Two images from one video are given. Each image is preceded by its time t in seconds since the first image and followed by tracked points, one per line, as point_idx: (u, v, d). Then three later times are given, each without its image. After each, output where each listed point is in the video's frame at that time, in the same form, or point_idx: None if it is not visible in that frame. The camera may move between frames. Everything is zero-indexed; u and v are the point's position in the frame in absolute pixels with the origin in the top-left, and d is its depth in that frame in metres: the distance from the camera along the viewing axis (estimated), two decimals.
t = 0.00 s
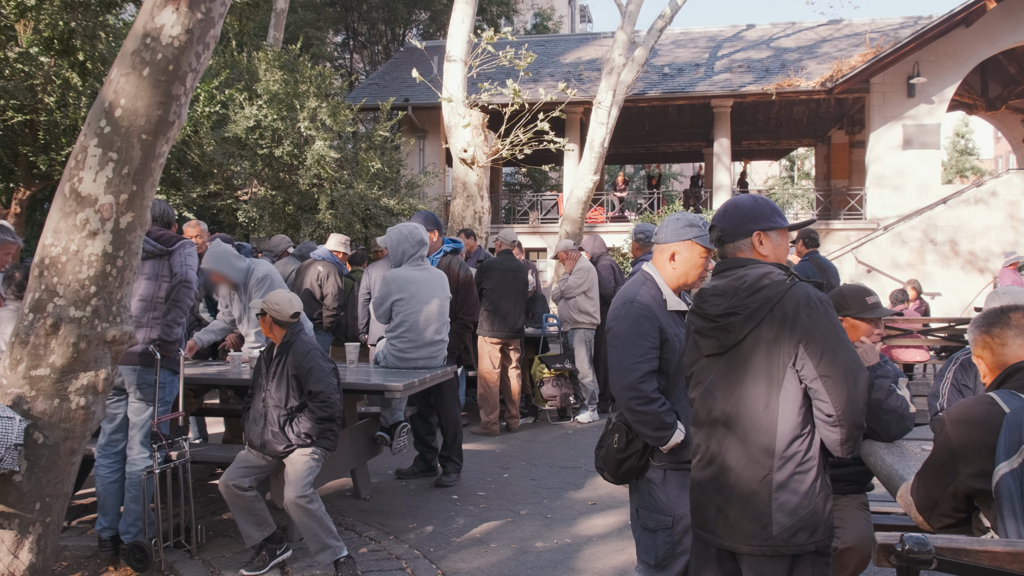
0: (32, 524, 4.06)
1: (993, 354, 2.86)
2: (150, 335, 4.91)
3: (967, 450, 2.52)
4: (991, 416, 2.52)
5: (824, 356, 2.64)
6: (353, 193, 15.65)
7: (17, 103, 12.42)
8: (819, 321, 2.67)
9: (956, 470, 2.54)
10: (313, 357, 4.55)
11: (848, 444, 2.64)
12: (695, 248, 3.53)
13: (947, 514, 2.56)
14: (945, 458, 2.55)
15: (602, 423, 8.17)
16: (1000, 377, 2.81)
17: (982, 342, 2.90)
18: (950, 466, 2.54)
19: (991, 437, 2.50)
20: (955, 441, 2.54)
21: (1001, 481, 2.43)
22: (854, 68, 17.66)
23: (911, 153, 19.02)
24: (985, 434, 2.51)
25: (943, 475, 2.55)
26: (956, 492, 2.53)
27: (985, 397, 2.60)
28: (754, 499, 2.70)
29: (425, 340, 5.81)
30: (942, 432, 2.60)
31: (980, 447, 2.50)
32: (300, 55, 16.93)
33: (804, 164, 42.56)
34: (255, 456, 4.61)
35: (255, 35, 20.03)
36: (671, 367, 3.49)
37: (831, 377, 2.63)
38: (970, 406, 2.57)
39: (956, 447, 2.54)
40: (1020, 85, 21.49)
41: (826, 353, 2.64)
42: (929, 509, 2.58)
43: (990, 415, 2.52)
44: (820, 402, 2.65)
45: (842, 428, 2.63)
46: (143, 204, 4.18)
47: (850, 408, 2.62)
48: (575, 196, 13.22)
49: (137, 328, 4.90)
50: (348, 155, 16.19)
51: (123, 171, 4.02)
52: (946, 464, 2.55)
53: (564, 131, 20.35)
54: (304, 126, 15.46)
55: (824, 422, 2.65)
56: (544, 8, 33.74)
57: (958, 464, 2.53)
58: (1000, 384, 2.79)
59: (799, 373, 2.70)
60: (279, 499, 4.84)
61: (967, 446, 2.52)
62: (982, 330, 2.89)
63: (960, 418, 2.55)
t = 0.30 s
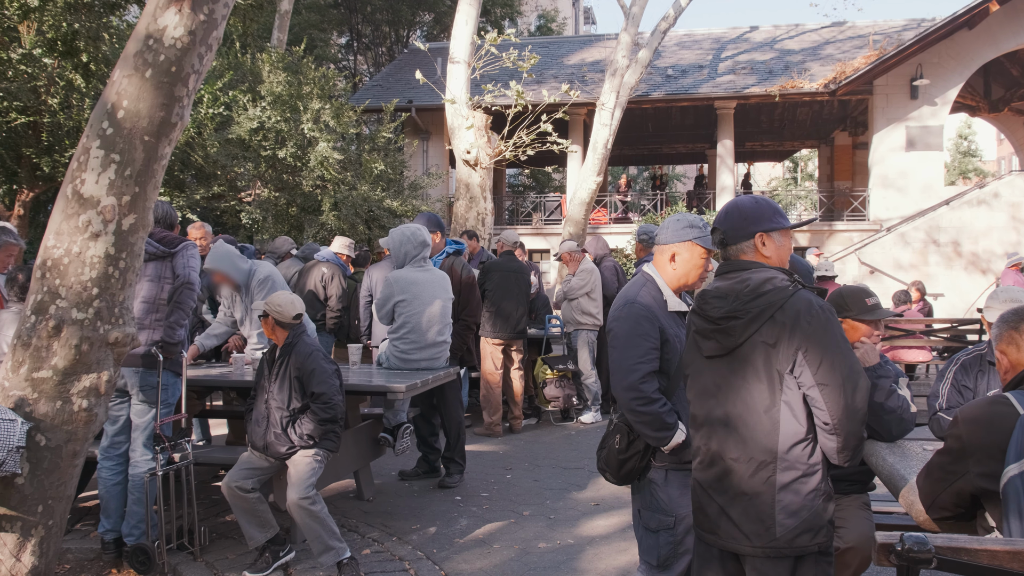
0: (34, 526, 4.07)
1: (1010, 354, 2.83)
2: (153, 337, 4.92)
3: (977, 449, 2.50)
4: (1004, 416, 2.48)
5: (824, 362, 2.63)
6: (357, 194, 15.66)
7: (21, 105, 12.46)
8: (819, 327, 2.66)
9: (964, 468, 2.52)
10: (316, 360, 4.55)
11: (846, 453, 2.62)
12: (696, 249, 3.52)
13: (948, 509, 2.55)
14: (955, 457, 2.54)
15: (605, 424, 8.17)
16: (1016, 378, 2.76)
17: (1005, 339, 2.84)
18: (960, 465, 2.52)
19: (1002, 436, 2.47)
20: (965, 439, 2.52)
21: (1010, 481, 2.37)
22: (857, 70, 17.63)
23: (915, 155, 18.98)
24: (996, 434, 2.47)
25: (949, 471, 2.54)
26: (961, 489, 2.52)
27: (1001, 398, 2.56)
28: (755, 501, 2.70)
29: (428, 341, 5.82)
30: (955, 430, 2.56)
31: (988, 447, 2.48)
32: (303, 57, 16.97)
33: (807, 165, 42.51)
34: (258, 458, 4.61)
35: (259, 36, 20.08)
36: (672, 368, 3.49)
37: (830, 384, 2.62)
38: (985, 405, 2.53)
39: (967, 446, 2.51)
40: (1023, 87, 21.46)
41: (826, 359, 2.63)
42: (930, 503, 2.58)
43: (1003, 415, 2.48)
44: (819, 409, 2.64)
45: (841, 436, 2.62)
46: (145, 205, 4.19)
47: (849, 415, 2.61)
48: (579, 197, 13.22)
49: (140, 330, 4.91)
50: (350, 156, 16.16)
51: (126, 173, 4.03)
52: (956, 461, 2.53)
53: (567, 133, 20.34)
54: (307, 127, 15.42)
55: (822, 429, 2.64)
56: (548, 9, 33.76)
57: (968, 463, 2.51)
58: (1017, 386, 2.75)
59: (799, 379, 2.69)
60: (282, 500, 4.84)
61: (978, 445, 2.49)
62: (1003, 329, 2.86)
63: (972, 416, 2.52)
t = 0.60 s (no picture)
0: (34, 528, 4.08)
1: None
2: (153, 338, 4.92)
3: (988, 447, 2.45)
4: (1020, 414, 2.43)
5: (824, 364, 2.63)
6: (357, 195, 15.67)
7: (21, 107, 12.46)
8: (818, 328, 2.66)
9: (975, 466, 2.49)
10: (316, 361, 4.55)
11: (845, 453, 2.62)
12: (695, 249, 3.53)
13: (954, 506, 2.54)
14: (966, 454, 2.51)
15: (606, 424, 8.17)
16: None
17: None
18: (971, 462, 2.49)
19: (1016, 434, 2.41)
20: (978, 437, 2.47)
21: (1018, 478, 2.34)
22: (858, 71, 17.63)
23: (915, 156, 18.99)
24: (1010, 433, 2.42)
25: (958, 469, 2.52)
26: (971, 487, 2.50)
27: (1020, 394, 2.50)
28: (753, 500, 2.70)
29: (428, 342, 5.82)
30: (970, 427, 2.52)
31: (1001, 446, 2.42)
32: (304, 59, 16.99)
33: (808, 167, 42.50)
34: (259, 458, 4.62)
35: (260, 38, 20.11)
36: (671, 368, 3.49)
37: (830, 385, 2.62)
38: (1003, 401, 2.47)
39: (979, 443, 2.47)
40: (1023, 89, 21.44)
41: (824, 361, 2.63)
42: (934, 501, 2.59)
43: (1017, 413, 2.43)
44: (817, 410, 2.65)
45: (839, 438, 2.62)
46: (145, 206, 4.19)
47: (847, 416, 2.62)
48: (579, 199, 13.22)
49: (140, 331, 4.92)
50: (351, 157, 16.15)
51: (126, 173, 4.04)
52: (967, 457, 2.50)
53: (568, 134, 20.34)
54: (307, 129, 15.40)
55: (821, 431, 2.64)
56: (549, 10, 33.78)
57: (979, 460, 2.47)
58: None
59: (798, 380, 2.69)
60: (283, 502, 4.85)
61: (991, 443, 2.45)
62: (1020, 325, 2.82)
63: (986, 413, 2.47)
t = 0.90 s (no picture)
0: (31, 530, 4.07)
1: None
2: (150, 339, 4.92)
3: (988, 446, 2.46)
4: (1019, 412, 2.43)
5: (817, 360, 2.65)
6: (355, 195, 15.66)
7: (18, 107, 12.44)
8: (811, 328, 2.68)
9: (975, 465, 2.49)
10: (313, 361, 4.55)
11: (839, 449, 2.64)
12: (690, 250, 3.53)
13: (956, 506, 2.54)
14: (965, 453, 2.51)
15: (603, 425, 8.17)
16: None
17: None
18: (970, 460, 2.49)
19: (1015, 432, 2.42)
20: (977, 436, 2.48)
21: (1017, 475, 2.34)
22: (855, 72, 17.65)
23: (912, 157, 19.02)
24: (1009, 430, 2.42)
25: (959, 468, 2.52)
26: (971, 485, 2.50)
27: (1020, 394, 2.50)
28: (751, 500, 2.71)
29: (426, 343, 5.82)
30: (969, 425, 2.52)
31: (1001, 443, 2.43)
32: (302, 59, 16.99)
33: (806, 167, 42.52)
34: (256, 460, 4.61)
35: (258, 38, 20.09)
36: (667, 369, 3.50)
37: (823, 381, 2.63)
38: (1003, 400, 2.48)
39: (979, 441, 2.48)
40: (1019, 90, 21.48)
41: (817, 360, 2.65)
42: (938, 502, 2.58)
43: (1016, 411, 2.43)
44: (812, 409, 2.66)
45: (833, 434, 2.64)
46: (143, 207, 4.19)
47: (841, 413, 2.63)
48: (577, 199, 13.22)
49: (137, 332, 4.91)
50: (348, 157, 16.13)
51: (124, 174, 4.03)
52: (966, 457, 2.50)
53: (566, 135, 20.35)
54: (305, 129, 15.41)
55: (816, 429, 2.66)
56: (547, 11, 33.79)
57: (977, 458, 2.48)
58: None
59: (791, 380, 2.70)
60: (280, 503, 4.85)
61: (990, 441, 2.45)
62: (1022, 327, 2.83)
63: (985, 413, 2.47)
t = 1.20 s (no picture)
0: (25, 531, 4.06)
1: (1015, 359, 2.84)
2: (144, 340, 4.91)
3: (972, 448, 2.52)
4: (1001, 414, 2.51)
5: (807, 360, 2.66)
6: (350, 196, 15.66)
7: (11, 107, 12.56)
8: (799, 327, 2.69)
9: (963, 466, 2.54)
10: (307, 361, 4.55)
11: (829, 449, 2.65)
12: (676, 246, 3.55)
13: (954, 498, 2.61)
14: (953, 454, 2.56)
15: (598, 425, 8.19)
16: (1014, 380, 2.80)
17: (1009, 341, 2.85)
18: (958, 461, 2.54)
19: (994, 433, 2.51)
20: (963, 437, 2.54)
21: (1001, 474, 2.44)
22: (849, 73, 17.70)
23: (906, 157, 19.08)
24: (991, 432, 2.51)
25: (951, 471, 2.56)
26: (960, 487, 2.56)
27: (999, 395, 2.59)
28: (742, 498, 2.72)
29: (420, 343, 5.83)
30: (955, 428, 2.58)
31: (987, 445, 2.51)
32: (296, 59, 16.99)
33: (800, 167, 42.57)
34: (250, 460, 4.61)
35: (253, 38, 20.08)
36: (659, 368, 3.51)
37: (812, 379, 2.65)
38: (985, 405, 2.55)
39: (964, 445, 2.54)
40: (1012, 90, 21.55)
41: (806, 359, 2.66)
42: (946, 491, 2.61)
43: (998, 414, 2.51)
44: (801, 408, 2.67)
45: (823, 433, 2.65)
46: (136, 208, 4.18)
47: (830, 412, 2.65)
48: (571, 200, 13.24)
49: (131, 332, 4.90)
50: (343, 157, 16.12)
51: (117, 174, 4.03)
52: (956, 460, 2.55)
53: (561, 135, 20.36)
54: (299, 129, 15.42)
55: (805, 427, 2.67)
56: (542, 11, 33.80)
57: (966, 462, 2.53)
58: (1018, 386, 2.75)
59: (781, 379, 2.71)
60: (274, 504, 4.85)
61: (975, 443, 2.52)
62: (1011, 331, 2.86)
63: (969, 418, 2.54)
